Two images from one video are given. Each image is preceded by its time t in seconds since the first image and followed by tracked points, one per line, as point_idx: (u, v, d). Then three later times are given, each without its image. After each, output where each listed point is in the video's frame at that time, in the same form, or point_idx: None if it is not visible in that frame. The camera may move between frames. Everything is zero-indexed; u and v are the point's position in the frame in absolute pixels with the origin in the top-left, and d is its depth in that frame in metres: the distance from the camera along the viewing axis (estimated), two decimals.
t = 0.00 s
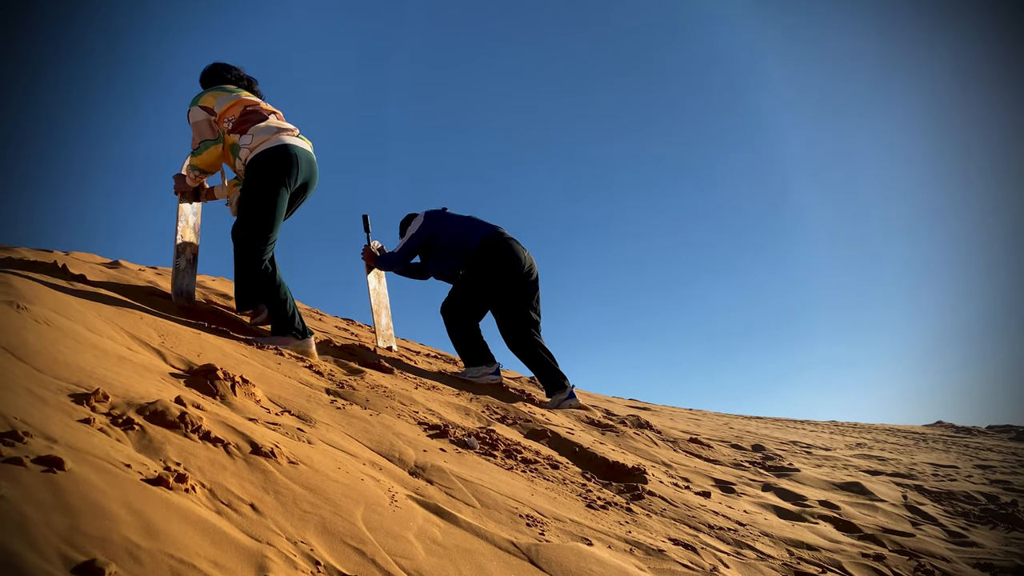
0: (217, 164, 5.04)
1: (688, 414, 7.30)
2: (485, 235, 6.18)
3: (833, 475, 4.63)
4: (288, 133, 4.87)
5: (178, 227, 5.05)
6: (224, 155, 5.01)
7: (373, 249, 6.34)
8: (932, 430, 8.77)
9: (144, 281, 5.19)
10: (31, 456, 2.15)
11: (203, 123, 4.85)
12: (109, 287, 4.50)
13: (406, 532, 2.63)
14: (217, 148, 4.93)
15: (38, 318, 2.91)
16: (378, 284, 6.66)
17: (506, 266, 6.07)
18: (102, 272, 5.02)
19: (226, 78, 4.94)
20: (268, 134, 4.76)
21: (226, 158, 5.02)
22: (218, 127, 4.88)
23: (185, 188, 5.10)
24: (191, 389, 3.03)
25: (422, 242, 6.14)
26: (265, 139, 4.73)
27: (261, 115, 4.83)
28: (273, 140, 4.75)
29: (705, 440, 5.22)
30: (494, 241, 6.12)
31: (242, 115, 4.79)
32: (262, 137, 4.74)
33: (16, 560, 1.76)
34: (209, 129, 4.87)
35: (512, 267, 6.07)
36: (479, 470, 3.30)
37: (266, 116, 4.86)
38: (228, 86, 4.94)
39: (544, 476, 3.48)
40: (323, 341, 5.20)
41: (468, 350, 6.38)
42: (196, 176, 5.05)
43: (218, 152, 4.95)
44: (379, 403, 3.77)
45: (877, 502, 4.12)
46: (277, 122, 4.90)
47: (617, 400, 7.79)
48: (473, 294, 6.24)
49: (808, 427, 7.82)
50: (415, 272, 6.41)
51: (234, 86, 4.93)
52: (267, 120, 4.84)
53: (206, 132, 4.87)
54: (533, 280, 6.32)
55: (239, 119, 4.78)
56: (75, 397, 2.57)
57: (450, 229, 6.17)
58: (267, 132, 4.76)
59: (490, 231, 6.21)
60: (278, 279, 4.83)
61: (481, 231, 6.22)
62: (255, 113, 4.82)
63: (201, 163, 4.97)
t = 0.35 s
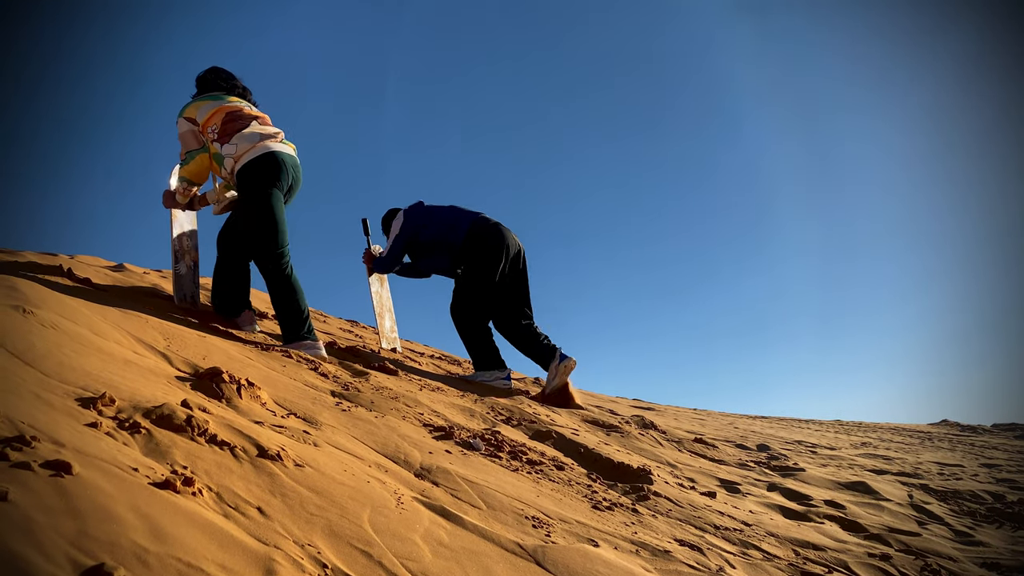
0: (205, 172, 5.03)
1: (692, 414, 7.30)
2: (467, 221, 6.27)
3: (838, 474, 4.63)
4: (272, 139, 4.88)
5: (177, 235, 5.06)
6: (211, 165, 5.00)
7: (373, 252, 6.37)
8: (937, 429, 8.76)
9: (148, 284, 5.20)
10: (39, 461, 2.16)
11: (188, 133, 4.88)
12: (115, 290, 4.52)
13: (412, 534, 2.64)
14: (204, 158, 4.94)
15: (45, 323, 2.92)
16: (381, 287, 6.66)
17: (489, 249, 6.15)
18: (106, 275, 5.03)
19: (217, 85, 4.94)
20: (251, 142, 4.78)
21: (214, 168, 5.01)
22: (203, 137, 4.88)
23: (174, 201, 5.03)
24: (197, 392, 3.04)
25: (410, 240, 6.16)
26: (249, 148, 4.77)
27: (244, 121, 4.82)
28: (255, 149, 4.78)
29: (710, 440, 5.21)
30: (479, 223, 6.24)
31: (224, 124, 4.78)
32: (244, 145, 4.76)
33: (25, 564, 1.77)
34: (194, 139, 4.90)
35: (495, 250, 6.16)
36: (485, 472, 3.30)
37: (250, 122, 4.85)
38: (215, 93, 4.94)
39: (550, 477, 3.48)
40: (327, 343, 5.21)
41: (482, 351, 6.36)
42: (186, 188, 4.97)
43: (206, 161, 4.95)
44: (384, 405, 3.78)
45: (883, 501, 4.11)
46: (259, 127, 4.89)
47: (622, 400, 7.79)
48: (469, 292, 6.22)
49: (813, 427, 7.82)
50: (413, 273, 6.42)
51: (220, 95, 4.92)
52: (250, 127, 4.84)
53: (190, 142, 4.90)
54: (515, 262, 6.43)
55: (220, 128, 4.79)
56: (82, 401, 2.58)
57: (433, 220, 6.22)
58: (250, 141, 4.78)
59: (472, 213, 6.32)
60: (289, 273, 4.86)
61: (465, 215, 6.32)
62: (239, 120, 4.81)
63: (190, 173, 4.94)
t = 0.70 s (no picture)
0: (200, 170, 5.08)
1: (699, 414, 7.29)
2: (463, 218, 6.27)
3: (846, 473, 4.62)
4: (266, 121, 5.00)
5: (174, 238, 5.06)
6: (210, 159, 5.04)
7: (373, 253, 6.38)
8: (944, 427, 8.73)
9: (155, 287, 5.21)
10: (48, 464, 2.16)
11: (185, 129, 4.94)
12: (122, 293, 4.53)
13: (421, 535, 2.63)
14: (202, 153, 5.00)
15: (53, 326, 2.93)
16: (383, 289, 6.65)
17: (485, 247, 6.14)
18: (113, 279, 5.04)
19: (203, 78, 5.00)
20: (245, 120, 4.89)
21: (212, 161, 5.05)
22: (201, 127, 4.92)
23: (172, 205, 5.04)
24: (205, 395, 3.04)
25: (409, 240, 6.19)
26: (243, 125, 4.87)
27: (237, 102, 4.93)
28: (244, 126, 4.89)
29: (717, 440, 5.20)
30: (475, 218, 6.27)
31: (222, 104, 4.86)
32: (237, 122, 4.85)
33: (36, 567, 1.77)
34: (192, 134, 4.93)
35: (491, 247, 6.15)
36: (492, 473, 3.30)
37: (246, 106, 4.99)
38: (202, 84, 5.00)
39: (557, 478, 3.48)
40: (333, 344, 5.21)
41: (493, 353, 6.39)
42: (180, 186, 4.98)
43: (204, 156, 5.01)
44: (391, 406, 3.78)
45: (891, 500, 4.10)
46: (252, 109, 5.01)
47: (628, 400, 7.78)
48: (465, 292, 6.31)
49: (820, 426, 7.79)
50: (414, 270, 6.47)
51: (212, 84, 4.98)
52: (246, 108, 4.96)
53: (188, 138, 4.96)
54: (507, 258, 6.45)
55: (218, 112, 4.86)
56: (90, 404, 2.58)
57: (430, 218, 6.23)
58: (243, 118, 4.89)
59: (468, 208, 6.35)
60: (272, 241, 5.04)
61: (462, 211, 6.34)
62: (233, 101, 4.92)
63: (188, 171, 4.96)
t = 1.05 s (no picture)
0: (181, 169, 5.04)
1: (708, 414, 7.27)
2: (458, 216, 6.27)
3: (857, 472, 4.60)
4: (254, 128, 4.96)
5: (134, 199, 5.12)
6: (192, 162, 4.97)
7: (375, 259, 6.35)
8: (954, 425, 8.69)
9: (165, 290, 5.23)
10: (62, 468, 2.17)
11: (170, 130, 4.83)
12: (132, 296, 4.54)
13: (432, 536, 2.64)
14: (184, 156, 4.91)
15: (64, 330, 2.94)
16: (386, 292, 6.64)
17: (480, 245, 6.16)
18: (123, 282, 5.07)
19: (186, 79, 4.95)
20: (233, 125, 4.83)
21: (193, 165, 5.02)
22: (188, 130, 4.82)
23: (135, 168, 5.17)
24: (215, 397, 3.05)
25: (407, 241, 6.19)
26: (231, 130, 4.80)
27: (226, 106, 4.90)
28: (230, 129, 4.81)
29: (727, 439, 5.19)
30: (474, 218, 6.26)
31: (213, 111, 4.81)
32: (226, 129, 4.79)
33: (50, 571, 1.78)
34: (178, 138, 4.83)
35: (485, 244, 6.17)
36: (502, 474, 3.30)
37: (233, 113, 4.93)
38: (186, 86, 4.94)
39: (567, 478, 3.47)
40: (342, 346, 5.22)
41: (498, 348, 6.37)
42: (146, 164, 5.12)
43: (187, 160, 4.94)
44: (400, 407, 3.78)
45: (902, 499, 4.08)
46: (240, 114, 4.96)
47: (636, 400, 7.77)
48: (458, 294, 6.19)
49: (830, 424, 7.77)
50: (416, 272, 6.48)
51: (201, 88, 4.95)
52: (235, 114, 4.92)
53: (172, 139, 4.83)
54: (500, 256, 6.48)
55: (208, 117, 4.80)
56: (102, 408, 2.59)
57: (427, 216, 6.23)
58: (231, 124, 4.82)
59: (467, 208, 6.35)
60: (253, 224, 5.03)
61: (461, 209, 6.33)
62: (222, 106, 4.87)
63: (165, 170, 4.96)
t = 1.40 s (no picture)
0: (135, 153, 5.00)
1: (719, 414, 7.25)
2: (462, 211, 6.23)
3: (870, 472, 4.58)
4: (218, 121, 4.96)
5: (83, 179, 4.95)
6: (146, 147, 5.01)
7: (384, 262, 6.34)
8: (969, 424, 8.63)
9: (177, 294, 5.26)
10: (78, 474, 2.18)
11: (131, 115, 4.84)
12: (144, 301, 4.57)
13: (445, 540, 2.64)
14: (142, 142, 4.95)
15: (78, 335, 2.96)
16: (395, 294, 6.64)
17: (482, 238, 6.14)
18: (136, 287, 5.10)
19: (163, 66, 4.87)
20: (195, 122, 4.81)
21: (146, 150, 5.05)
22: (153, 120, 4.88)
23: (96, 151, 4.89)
24: (228, 402, 3.06)
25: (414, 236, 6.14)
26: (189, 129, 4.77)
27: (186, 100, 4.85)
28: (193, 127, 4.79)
29: (739, 440, 5.18)
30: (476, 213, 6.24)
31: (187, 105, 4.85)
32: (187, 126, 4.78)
33: None
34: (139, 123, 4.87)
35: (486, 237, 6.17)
36: (514, 476, 3.30)
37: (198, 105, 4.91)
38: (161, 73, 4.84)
39: (579, 480, 3.47)
40: (353, 349, 5.23)
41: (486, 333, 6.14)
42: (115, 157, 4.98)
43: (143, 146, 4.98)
44: (412, 410, 3.79)
45: (916, 499, 4.06)
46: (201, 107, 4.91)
47: (647, 401, 7.76)
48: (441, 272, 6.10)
49: (842, 424, 7.73)
50: (423, 270, 6.43)
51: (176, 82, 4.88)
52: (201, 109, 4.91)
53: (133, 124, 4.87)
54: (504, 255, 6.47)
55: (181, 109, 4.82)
56: (117, 413, 2.61)
57: (431, 212, 6.19)
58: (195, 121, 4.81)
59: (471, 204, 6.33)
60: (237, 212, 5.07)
61: (465, 205, 6.31)
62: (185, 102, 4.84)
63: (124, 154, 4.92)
